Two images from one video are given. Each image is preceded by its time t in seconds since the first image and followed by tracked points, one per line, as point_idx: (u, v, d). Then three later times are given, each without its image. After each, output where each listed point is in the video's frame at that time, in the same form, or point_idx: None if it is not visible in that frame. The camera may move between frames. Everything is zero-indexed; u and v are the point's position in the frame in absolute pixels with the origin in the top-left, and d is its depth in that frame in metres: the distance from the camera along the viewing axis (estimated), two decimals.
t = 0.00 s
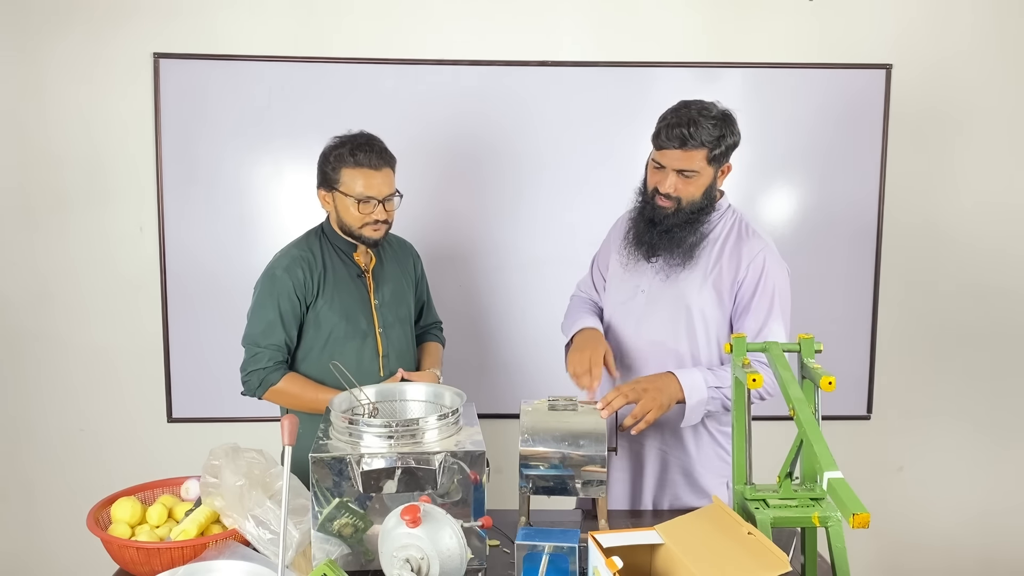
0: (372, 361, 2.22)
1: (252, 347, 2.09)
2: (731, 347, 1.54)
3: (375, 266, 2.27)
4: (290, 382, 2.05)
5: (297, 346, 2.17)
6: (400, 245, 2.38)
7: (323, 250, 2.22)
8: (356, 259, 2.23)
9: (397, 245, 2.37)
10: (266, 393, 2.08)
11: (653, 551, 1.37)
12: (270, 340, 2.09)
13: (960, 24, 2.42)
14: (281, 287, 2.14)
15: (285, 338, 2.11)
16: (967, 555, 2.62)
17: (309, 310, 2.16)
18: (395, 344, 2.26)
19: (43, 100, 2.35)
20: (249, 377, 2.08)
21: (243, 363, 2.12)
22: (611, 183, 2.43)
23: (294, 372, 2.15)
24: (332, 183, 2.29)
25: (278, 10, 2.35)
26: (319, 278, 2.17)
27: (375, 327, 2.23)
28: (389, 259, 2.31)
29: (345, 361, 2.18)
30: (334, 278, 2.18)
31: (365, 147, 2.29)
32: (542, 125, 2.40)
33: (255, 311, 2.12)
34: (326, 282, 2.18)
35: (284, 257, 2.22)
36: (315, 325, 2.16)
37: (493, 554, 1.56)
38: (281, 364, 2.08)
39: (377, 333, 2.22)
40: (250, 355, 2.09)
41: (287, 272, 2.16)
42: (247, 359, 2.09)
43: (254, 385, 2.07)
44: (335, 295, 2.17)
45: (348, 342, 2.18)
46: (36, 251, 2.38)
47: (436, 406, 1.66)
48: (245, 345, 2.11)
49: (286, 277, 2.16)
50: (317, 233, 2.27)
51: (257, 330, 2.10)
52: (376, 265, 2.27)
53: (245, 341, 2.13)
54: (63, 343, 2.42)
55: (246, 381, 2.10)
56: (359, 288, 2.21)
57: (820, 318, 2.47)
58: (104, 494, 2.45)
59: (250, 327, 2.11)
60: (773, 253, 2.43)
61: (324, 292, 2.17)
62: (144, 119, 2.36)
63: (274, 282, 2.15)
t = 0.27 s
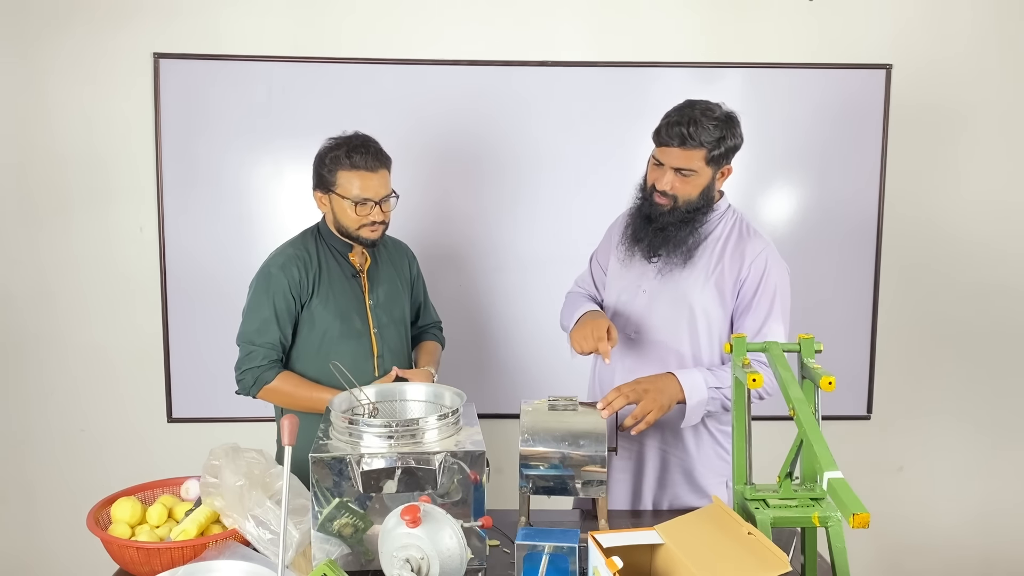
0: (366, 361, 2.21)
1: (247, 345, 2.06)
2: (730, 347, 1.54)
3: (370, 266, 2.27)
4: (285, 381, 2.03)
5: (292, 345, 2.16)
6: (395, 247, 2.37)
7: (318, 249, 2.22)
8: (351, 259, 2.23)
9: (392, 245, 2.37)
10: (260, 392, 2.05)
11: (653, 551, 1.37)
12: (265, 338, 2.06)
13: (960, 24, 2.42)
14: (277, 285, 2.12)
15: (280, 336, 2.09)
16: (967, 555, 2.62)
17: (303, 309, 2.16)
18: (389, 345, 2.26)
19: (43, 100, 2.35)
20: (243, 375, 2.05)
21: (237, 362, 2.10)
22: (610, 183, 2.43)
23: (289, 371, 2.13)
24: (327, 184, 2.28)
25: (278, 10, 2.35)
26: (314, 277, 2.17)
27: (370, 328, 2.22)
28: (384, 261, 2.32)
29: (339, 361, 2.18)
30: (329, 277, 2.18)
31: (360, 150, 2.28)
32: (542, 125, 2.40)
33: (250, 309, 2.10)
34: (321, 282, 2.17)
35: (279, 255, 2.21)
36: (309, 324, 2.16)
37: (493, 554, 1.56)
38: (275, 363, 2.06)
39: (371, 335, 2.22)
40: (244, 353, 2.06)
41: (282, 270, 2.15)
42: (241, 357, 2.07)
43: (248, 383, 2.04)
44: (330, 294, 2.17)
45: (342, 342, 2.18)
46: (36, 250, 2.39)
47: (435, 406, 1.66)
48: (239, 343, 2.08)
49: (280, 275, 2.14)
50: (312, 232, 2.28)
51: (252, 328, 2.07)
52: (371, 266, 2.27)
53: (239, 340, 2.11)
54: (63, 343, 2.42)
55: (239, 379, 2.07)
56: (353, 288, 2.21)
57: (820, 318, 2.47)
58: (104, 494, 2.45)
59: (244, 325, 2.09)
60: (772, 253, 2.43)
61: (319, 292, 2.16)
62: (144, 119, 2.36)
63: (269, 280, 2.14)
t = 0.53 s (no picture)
0: (362, 361, 2.22)
1: (243, 345, 2.09)
2: (731, 347, 1.54)
3: (366, 266, 2.26)
4: (281, 381, 2.07)
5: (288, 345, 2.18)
6: (391, 247, 2.36)
7: (314, 249, 2.23)
8: (347, 259, 2.23)
9: (388, 245, 2.36)
10: (256, 391, 2.09)
11: (653, 551, 1.37)
12: (261, 339, 2.09)
13: (960, 24, 2.42)
14: (272, 286, 2.15)
15: (275, 337, 2.11)
16: (967, 555, 2.62)
17: (299, 309, 2.17)
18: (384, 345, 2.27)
19: (43, 100, 2.35)
20: (240, 375, 2.09)
21: (234, 361, 2.13)
22: (611, 182, 2.43)
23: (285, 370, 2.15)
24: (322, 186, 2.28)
25: (278, 9, 2.35)
26: (310, 277, 2.18)
27: (366, 328, 2.23)
28: (379, 260, 2.31)
29: (336, 361, 2.19)
30: (324, 278, 2.19)
31: (354, 150, 2.29)
32: (542, 125, 2.40)
33: (246, 309, 2.13)
34: (316, 282, 2.18)
35: (274, 256, 2.23)
36: (305, 324, 2.17)
37: (493, 554, 1.56)
38: (271, 363, 2.09)
39: (367, 335, 2.23)
40: (240, 353, 2.10)
41: (278, 271, 2.17)
42: (237, 357, 2.10)
43: (244, 383, 2.08)
44: (325, 294, 2.18)
45: (338, 342, 2.19)
46: (36, 250, 2.38)
47: (435, 406, 1.66)
48: (236, 343, 2.12)
49: (276, 276, 2.16)
50: (309, 232, 2.29)
51: (247, 329, 2.10)
52: (367, 265, 2.26)
53: (236, 339, 2.14)
54: (63, 343, 2.42)
55: (236, 378, 2.11)
56: (349, 288, 2.22)
57: (820, 318, 2.47)
58: (104, 494, 2.45)
59: (241, 326, 2.11)
60: (774, 255, 2.44)
61: (314, 291, 2.17)
62: (144, 119, 2.36)
63: (264, 281, 2.16)
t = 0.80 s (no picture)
0: (361, 359, 2.22)
1: (242, 345, 2.08)
2: (731, 347, 1.54)
3: (364, 265, 2.27)
4: (280, 380, 2.05)
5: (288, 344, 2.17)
6: (389, 246, 2.37)
7: (313, 249, 2.21)
8: (345, 258, 2.23)
9: (386, 244, 2.37)
10: (255, 391, 2.07)
11: (653, 551, 1.37)
12: (260, 338, 2.08)
13: (960, 24, 2.42)
14: (271, 286, 2.13)
15: (274, 336, 2.11)
16: (967, 555, 2.62)
17: (298, 308, 2.16)
18: (383, 343, 2.26)
19: (43, 100, 2.35)
20: (239, 375, 2.07)
21: (233, 361, 2.12)
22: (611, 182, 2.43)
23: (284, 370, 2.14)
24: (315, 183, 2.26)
25: (278, 10, 2.35)
26: (308, 276, 2.17)
27: (364, 327, 2.23)
28: (377, 259, 2.32)
29: (335, 360, 2.18)
30: (323, 277, 2.18)
31: (348, 149, 2.24)
32: (542, 125, 2.40)
33: (245, 310, 2.12)
34: (315, 281, 2.18)
35: (273, 256, 2.21)
36: (304, 324, 2.16)
37: (493, 554, 1.56)
38: (270, 362, 2.08)
39: (365, 333, 2.22)
40: (239, 353, 2.08)
41: (275, 271, 2.15)
42: (236, 357, 2.09)
43: (243, 382, 2.06)
44: (324, 293, 2.17)
45: (337, 341, 2.18)
46: (36, 250, 2.39)
47: (435, 406, 1.66)
48: (235, 343, 2.10)
49: (274, 276, 2.15)
50: (306, 232, 2.25)
51: (246, 328, 2.09)
52: (365, 264, 2.27)
53: (234, 339, 2.13)
54: (63, 343, 2.42)
55: (236, 378, 2.09)
56: (348, 287, 2.22)
57: (820, 318, 2.47)
58: (103, 494, 2.45)
59: (239, 326, 2.10)
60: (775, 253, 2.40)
61: (313, 291, 2.17)
62: (144, 119, 2.36)
63: (262, 282, 2.14)
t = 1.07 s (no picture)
0: (358, 359, 2.22)
1: (241, 345, 2.12)
2: (731, 347, 1.54)
3: (362, 265, 2.28)
4: (278, 380, 2.07)
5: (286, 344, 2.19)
6: (387, 245, 2.38)
7: (310, 249, 2.25)
8: (342, 259, 2.24)
9: (384, 242, 2.38)
10: (253, 390, 2.10)
11: (653, 551, 1.37)
12: (258, 338, 2.12)
13: (961, 24, 2.42)
14: (269, 286, 2.19)
15: (272, 336, 2.13)
16: (967, 555, 2.62)
17: (296, 308, 2.19)
18: (382, 343, 2.27)
19: (42, 100, 2.35)
20: (238, 374, 2.11)
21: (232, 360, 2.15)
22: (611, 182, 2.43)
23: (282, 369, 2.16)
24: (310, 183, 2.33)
25: (278, 9, 2.35)
26: (306, 277, 2.21)
27: (362, 326, 2.24)
28: (376, 259, 2.33)
29: (333, 361, 2.20)
30: (321, 278, 2.21)
31: (344, 149, 2.32)
32: (542, 125, 2.40)
33: (244, 310, 2.17)
34: (312, 281, 2.20)
35: (272, 256, 2.27)
36: (302, 323, 2.18)
37: (493, 554, 1.56)
38: (268, 361, 2.11)
39: (363, 333, 2.24)
40: (238, 352, 2.12)
41: (274, 270, 2.22)
42: (235, 356, 2.12)
43: (242, 382, 2.10)
44: (321, 294, 2.19)
45: (334, 341, 2.20)
46: (36, 251, 2.38)
47: (435, 406, 1.66)
48: (234, 343, 2.14)
49: (272, 276, 2.21)
50: (304, 232, 2.30)
51: (245, 328, 2.13)
52: (363, 264, 2.28)
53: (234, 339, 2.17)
54: (63, 343, 2.42)
55: (234, 377, 2.13)
56: (346, 287, 2.23)
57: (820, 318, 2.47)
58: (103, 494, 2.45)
59: (238, 326, 2.14)
60: (775, 253, 2.43)
61: (311, 291, 2.19)
62: (144, 119, 2.36)
63: (261, 281, 2.20)
